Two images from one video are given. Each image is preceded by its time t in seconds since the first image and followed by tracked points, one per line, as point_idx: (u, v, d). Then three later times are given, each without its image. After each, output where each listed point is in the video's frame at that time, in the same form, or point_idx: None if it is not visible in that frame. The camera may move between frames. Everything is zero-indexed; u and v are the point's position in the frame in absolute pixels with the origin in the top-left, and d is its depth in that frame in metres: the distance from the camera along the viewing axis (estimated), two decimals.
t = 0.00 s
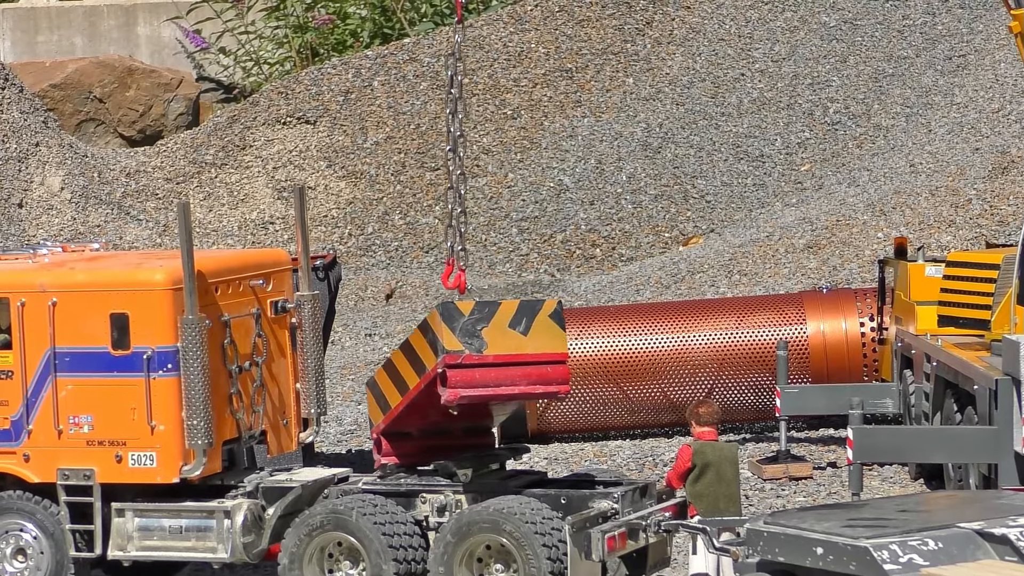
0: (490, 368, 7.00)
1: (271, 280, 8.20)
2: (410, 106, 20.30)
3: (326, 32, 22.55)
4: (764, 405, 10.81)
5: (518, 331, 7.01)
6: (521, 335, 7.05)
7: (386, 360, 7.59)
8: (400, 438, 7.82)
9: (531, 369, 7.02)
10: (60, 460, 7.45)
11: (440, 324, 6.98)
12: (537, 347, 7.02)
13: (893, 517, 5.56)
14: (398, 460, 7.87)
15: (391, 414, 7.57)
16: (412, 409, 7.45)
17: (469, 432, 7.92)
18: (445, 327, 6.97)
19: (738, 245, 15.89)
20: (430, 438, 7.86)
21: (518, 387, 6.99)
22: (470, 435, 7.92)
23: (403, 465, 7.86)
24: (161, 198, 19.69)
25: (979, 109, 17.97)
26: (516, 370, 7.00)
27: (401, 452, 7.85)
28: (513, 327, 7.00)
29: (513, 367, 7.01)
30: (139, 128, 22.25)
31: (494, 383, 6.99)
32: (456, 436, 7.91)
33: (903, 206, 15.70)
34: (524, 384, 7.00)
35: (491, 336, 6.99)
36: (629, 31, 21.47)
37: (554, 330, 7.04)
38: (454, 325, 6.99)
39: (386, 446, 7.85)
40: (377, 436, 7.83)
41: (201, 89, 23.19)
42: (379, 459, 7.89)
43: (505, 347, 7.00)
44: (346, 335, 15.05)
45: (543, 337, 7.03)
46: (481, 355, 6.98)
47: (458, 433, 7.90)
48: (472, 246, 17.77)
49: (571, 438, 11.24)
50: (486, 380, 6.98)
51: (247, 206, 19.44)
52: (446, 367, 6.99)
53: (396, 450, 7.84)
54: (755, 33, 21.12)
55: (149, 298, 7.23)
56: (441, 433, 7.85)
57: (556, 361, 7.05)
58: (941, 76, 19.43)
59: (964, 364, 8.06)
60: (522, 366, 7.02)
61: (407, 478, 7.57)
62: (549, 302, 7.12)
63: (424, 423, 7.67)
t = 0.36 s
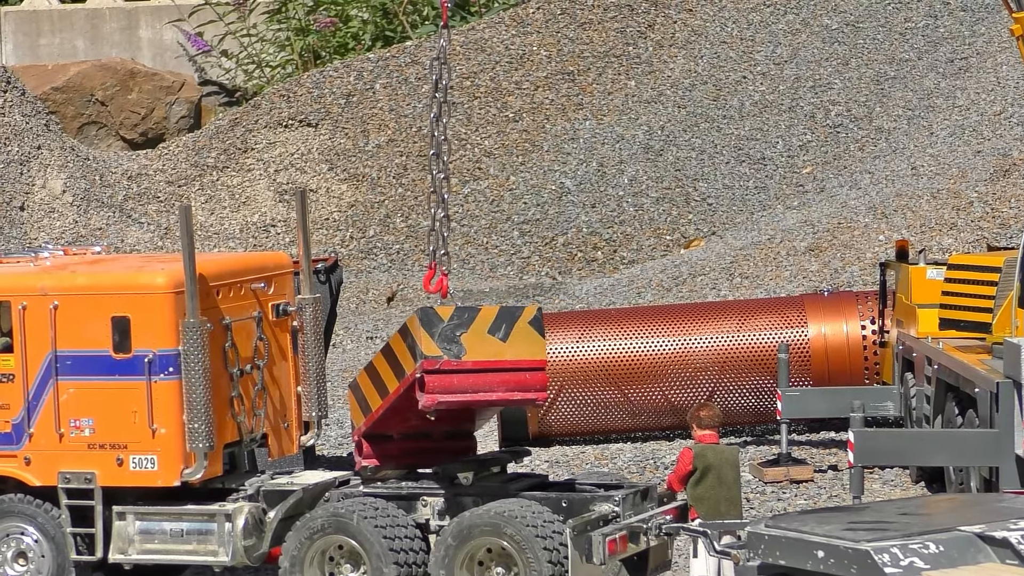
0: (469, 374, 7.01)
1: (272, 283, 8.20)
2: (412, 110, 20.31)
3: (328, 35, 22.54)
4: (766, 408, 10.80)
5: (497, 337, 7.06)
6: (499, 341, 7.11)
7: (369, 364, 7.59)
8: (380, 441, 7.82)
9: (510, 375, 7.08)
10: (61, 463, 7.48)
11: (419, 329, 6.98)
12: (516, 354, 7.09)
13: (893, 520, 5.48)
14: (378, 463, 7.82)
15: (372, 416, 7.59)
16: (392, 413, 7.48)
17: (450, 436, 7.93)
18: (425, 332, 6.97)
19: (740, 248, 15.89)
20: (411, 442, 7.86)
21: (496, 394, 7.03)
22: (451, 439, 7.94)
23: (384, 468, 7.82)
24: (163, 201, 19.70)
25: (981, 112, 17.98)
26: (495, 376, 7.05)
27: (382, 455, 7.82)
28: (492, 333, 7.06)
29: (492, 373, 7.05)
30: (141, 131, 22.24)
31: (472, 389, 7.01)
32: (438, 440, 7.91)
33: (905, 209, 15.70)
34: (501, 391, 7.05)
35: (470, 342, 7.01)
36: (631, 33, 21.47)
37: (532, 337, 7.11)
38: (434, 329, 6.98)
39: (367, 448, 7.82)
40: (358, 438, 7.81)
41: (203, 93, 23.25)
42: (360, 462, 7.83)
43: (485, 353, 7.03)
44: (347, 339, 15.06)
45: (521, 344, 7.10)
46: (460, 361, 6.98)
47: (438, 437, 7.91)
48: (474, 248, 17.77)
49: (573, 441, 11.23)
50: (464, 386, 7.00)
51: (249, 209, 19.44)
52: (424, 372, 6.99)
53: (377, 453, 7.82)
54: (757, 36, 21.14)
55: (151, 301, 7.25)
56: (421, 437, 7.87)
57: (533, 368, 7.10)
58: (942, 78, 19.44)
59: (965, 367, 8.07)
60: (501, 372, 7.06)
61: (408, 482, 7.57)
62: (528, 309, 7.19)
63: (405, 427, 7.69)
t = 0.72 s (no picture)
0: (470, 378, 7.03)
1: (274, 285, 8.21)
2: (413, 111, 20.31)
3: (329, 37, 22.57)
4: (768, 410, 10.79)
5: (498, 342, 7.06)
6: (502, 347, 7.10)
7: (371, 367, 7.65)
8: (382, 446, 7.88)
9: (511, 380, 7.05)
10: (64, 466, 7.50)
11: (420, 333, 7.04)
12: (517, 359, 7.06)
13: (895, 523, 5.46)
14: (380, 467, 7.91)
15: (373, 421, 7.65)
16: (393, 417, 7.52)
17: (451, 441, 7.98)
18: (426, 336, 7.02)
19: (742, 250, 15.89)
20: (413, 447, 7.90)
21: (497, 399, 7.03)
22: (453, 444, 7.98)
23: (385, 473, 7.90)
24: (165, 203, 19.71)
25: (982, 113, 17.98)
26: (496, 381, 7.04)
27: (384, 459, 7.89)
28: (493, 338, 7.06)
29: (493, 378, 7.04)
30: (142, 133, 22.25)
31: (473, 394, 7.03)
32: (438, 445, 7.95)
33: (906, 211, 15.71)
34: (503, 396, 7.03)
35: (471, 347, 7.03)
36: (632, 35, 21.48)
37: (535, 342, 7.09)
38: (435, 334, 7.04)
39: (369, 453, 7.89)
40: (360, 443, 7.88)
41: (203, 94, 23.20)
42: (363, 466, 7.92)
43: (485, 358, 7.02)
44: (349, 340, 15.06)
45: (523, 349, 7.07)
46: (461, 366, 7.01)
47: (440, 442, 7.96)
48: (476, 250, 17.77)
49: (575, 443, 11.23)
50: (465, 391, 7.02)
51: (251, 211, 19.44)
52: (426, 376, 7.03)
53: (378, 458, 7.89)
54: (759, 37, 21.13)
55: (153, 303, 7.27)
56: (423, 441, 7.91)
57: (536, 373, 7.07)
58: (944, 80, 19.44)
59: (966, 368, 8.10)
60: (502, 378, 7.05)
61: (411, 485, 7.59)
62: (531, 314, 7.19)
63: (406, 432, 7.73)
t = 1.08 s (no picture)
0: (492, 385, 7.06)
1: (275, 288, 8.22)
2: (415, 115, 20.32)
3: (331, 41, 22.61)
4: (770, 413, 10.78)
5: (520, 348, 7.09)
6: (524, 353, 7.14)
7: (387, 370, 7.63)
8: (396, 448, 7.87)
9: (533, 387, 7.10)
10: (65, 469, 7.50)
11: (442, 340, 7.04)
12: (539, 365, 7.11)
13: (897, 525, 5.44)
14: (394, 470, 7.89)
15: (388, 424, 7.64)
16: (412, 421, 7.53)
17: (467, 442, 7.93)
18: (447, 343, 7.03)
19: (743, 254, 15.89)
20: (427, 449, 7.89)
21: (519, 406, 7.05)
22: (468, 446, 7.94)
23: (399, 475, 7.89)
24: (166, 206, 19.71)
25: (984, 117, 17.99)
26: (518, 388, 7.07)
27: (398, 462, 7.89)
28: (515, 344, 7.09)
29: (515, 385, 7.08)
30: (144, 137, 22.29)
31: (495, 400, 7.05)
32: (453, 446, 7.91)
33: (907, 215, 15.71)
34: (525, 403, 7.07)
35: (493, 353, 7.06)
36: (634, 39, 21.49)
37: (556, 348, 7.13)
38: (456, 340, 7.04)
39: (382, 455, 7.88)
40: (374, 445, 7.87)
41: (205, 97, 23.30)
42: (377, 469, 7.92)
43: (508, 365, 7.06)
44: (351, 344, 15.06)
45: (544, 355, 7.12)
46: (483, 372, 7.03)
47: (456, 443, 7.91)
48: (478, 254, 17.78)
49: (575, 446, 11.24)
50: (487, 397, 7.04)
51: (252, 215, 19.45)
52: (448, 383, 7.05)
53: (392, 460, 7.88)
54: (760, 41, 21.14)
55: (154, 306, 7.28)
56: (437, 443, 7.88)
57: (557, 380, 7.12)
58: (945, 84, 19.44)
59: (968, 372, 8.09)
60: (524, 384, 7.09)
61: (412, 487, 7.59)
62: (552, 321, 7.24)
63: (420, 434, 7.73)
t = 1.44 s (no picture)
0: (519, 390, 7.09)
1: (276, 290, 8.23)
2: (416, 116, 20.32)
3: (331, 41, 22.62)
4: (770, 415, 10.79)
5: (544, 353, 7.16)
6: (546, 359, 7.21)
7: (393, 373, 7.61)
8: (398, 451, 7.85)
9: (558, 391, 7.15)
10: (65, 470, 7.51)
11: (469, 345, 7.10)
12: (563, 369, 7.18)
13: (898, 528, 5.44)
14: (398, 473, 7.84)
15: (397, 428, 7.61)
16: (422, 424, 7.53)
17: (467, 444, 7.95)
18: (475, 349, 7.09)
19: (744, 255, 15.89)
20: (428, 451, 7.89)
21: (546, 410, 7.09)
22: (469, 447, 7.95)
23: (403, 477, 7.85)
24: (167, 207, 19.71)
25: (985, 119, 17.99)
26: (544, 392, 7.11)
27: (402, 465, 7.85)
28: (539, 349, 7.16)
29: (541, 390, 7.12)
30: (145, 138, 22.29)
31: (523, 405, 7.08)
32: (453, 448, 7.93)
33: (909, 216, 15.71)
34: (552, 407, 7.11)
35: (519, 359, 7.10)
36: (634, 40, 21.49)
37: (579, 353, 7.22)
38: (483, 346, 7.10)
39: (387, 458, 7.82)
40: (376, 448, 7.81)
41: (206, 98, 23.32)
42: (379, 472, 7.83)
43: (534, 369, 7.11)
44: (352, 345, 15.07)
45: (567, 359, 7.20)
46: (511, 378, 7.07)
47: (456, 445, 7.93)
48: (479, 255, 17.79)
49: (576, 447, 11.23)
50: (515, 402, 7.08)
51: (253, 216, 19.45)
52: (476, 388, 7.08)
53: (396, 463, 7.84)
54: (762, 43, 21.15)
55: (155, 308, 7.28)
56: (438, 445, 7.89)
57: (581, 384, 7.19)
58: (946, 85, 19.45)
59: (969, 374, 8.08)
60: (549, 388, 7.14)
61: (413, 489, 7.60)
62: (571, 325, 7.33)
63: (426, 436, 7.72)
